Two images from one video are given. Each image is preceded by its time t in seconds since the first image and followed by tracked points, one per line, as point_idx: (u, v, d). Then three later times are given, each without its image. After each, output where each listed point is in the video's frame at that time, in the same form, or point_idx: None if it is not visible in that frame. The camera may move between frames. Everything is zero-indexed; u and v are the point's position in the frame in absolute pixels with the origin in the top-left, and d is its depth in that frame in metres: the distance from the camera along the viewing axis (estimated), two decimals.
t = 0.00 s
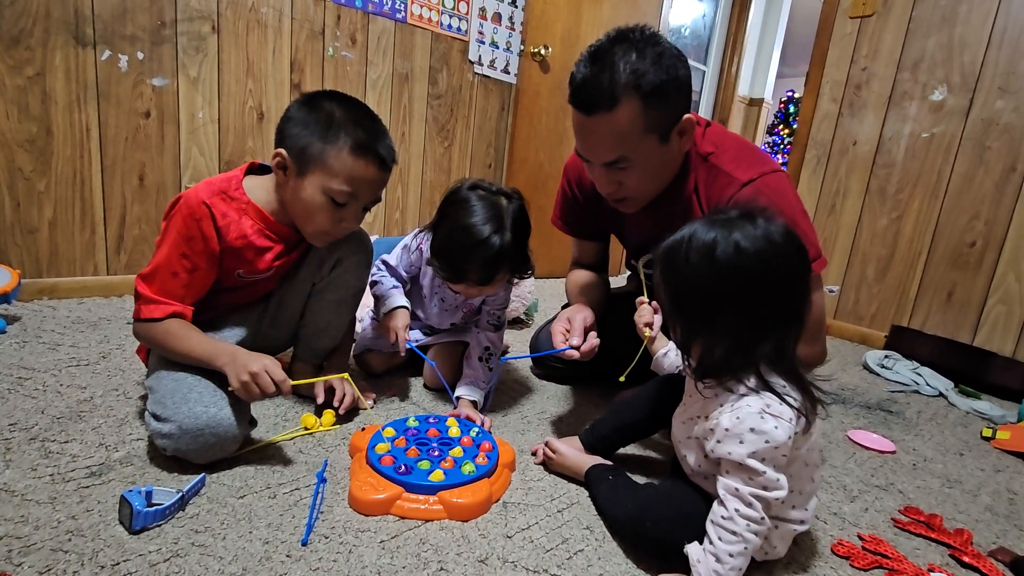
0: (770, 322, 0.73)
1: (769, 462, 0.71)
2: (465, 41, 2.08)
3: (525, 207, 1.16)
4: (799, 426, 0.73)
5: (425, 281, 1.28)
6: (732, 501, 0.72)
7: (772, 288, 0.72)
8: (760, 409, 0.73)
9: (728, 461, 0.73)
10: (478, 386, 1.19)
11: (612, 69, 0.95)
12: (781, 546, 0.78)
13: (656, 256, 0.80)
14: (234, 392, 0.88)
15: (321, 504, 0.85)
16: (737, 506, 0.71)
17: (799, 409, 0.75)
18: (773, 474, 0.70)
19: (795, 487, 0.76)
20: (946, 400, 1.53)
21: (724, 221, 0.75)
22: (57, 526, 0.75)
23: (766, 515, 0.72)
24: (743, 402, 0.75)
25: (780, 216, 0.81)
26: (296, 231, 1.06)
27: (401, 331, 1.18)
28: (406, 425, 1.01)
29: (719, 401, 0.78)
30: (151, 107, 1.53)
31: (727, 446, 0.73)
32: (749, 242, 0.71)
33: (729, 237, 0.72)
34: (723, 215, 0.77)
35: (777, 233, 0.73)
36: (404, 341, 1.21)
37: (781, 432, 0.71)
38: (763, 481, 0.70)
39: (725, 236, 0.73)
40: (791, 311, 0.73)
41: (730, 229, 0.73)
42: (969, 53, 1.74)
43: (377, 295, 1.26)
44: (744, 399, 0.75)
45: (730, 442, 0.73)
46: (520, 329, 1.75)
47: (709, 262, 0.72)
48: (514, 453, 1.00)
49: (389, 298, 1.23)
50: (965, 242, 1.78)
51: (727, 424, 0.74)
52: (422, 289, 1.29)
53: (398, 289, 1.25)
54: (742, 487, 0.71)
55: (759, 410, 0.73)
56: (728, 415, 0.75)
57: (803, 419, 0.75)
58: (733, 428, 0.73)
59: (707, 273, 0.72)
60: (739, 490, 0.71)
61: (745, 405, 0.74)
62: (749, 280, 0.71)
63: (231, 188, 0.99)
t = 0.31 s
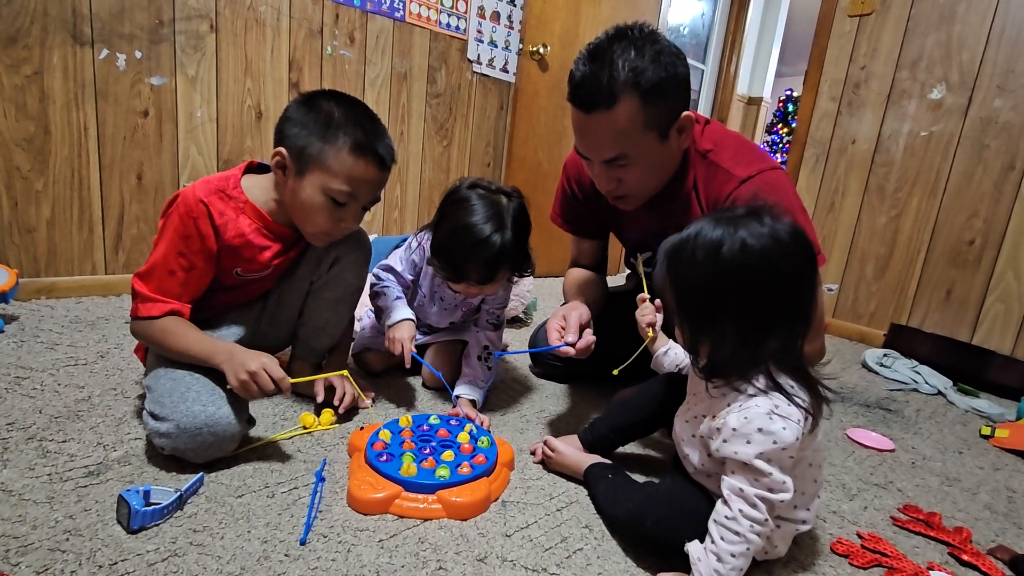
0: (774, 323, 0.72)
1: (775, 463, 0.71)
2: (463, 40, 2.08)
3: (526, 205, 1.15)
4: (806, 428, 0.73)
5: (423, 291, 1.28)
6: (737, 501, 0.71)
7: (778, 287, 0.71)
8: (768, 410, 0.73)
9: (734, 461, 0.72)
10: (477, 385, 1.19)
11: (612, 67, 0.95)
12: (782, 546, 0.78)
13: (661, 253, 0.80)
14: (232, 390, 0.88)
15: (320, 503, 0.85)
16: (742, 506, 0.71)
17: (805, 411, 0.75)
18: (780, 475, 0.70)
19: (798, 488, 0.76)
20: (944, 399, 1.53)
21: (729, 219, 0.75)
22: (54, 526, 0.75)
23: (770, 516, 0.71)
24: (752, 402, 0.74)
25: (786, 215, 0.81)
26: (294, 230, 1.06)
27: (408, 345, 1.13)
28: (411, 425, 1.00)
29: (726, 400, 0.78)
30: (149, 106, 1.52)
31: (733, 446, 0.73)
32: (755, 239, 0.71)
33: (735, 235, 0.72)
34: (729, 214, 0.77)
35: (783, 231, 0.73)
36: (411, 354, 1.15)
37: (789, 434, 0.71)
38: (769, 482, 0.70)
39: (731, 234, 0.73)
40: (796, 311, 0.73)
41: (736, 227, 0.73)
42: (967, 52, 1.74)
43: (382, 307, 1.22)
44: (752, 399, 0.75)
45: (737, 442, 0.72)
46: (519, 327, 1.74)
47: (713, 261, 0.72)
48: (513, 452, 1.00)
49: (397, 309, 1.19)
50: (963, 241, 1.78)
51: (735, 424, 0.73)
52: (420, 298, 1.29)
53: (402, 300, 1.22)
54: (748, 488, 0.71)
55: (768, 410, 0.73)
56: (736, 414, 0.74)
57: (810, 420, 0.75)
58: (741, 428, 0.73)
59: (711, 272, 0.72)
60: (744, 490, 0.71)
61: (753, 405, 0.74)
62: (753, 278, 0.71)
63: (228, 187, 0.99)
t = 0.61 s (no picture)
0: (774, 321, 0.73)
1: (779, 465, 0.71)
2: (462, 39, 2.08)
3: (529, 206, 1.15)
4: (810, 430, 0.73)
5: (425, 293, 1.27)
6: (739, 502, 0.71)
7: (777, 285, 0.71)
8: (772, 411, 0.72)
9: (738, 462, 0.72)
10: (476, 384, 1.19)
11: (610, 67, 0.95)
12: (782, 545, 0.77)
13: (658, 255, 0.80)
14: (227, 397, 0.87)
15: (319, 502, 0.85)
16: (744, 507, 0.71)
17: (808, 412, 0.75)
18: (784, 478, 0.70)
19: (800, 489, 0.76)
20: (942, 397, 1.53)
21: (724, 220, 0.75)
22: (52, 526, 0.75)
23: (772, 518, 0.71)
24: (756, 403, 0.74)
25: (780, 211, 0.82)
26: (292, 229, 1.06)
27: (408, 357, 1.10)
28: (413, 425, 1.00)
29: (731, 400, 0.78)
30: (147, 106, 1.52)
31: (738, 447, 0.72)
32: (752, 238, 0.71)
33: (732, 235, 0.72)
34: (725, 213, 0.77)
35: (779, 229, 0.73)
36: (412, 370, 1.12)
37: (793, 435, 0.71)
38: (773, 484, 0.70)
39: (728, 235, 0.72)
40: (795, 309, 0.73)
41: (732, 228, 0.73)
42: (965, 51, 1.74)
43: (383, 314, 1.21)
44: (756, 400, 0.74)
45: (742, 444, 0.72)
46: (518, 327, 1.74)
47: (712, 261, 0.72)
48: (512, 451, 1.00)
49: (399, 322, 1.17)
50: (961, 239, 1.78)
51: (739, 425, 0.73)
52: (421, 301, 1.28)
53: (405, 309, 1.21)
54: (751, 489, 0.71)
55: (772, 411, 0.72)
56: (740, 415, 0.74)
57: (814, 420, 0.75)
58: (745, 429, 0.72)
59: (710, 273, 0.72)
60: (747, 491, 0.71)
61: (757, 406, 0.73)
62: (752, 278, 0.71)
63: (226, 186, 0.99)
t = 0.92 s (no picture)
0: (767, 318, 0.73)
1: (778, 463, 0.72)
2: (460, 39, 2.08)
3: (530, 206, 1.15)
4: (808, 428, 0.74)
5: (426, 293, 1.27)
6: (738, 501, 0.71)
7: (767, 282, 0.72)
8: (770, 409, 0.73)
9: (736, 461, 0.73)
10: (476, 383, 1.19)
11: (610, 69, 0.95)
12: (780, 542, 0.77)
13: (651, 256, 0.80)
14: (225, 397, 0.87)
15: (318, 501, 0.85)
16: (743, 506, 0.71)
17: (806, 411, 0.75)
18: (782, 476, 0.71)
19: (799, 486, 0.76)
20: (940, 395, 1.54)
21: (714, 220, 0.75)
22: (51, 526, 0.75)
23: (771, 517, 0.72)
24: (753, 401, 0.74)
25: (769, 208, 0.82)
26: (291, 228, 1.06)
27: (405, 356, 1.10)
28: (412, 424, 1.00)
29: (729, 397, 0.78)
30: (146, 106, 1.52)
31: (736, 446, 0.73)
32: (740, 237, 0.71)
33: (721, 234, 0.72)
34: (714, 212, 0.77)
35: (767, 226, 0.74)
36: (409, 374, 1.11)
37: (791, 433, 0.71)
38: (771, 482, 0.71)
39: (716, 234, 0.73)
40: (786, 305, 0.73)
41: (719, 227, 0.73)
42: (963, 51, 1.75)
43: (383, 316, 1.21)
44: (753, 398, 0.74)
45: (740, 443, 0.72)
46: (518, 327, 1.74)
47: (702, 261, 0.72)
48: (511, 450, 1.00)
49: (397, 326, 1.17)
50: (959, 239, 1.79)
51: (737, 424, 0.73)
52: (421, 301, 1.28)
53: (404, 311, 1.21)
54: (749, 488, 0.71)
55: (770, 409, 0.73)
56: (737, 414, 0.74)
57: (812, 417, 0.75)
58: (743, 427, 0.73)
59: (700, 273, 0.72)
60: (746, 490, 0.71)
61: (755, 404, 0.74)
62: (742, 276, 0.71)
63: (226, 185, 0.99)
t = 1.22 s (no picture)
0: (767, 318, 0.73)
1: (774, 462, 0.72)
2: (458, 40, 2.08)
3: (525, 204, 1.16)
4: (804, 427, 0.74)
5: (422, 293, 1.27)
6: (735, 500, 0.71)
7: (767, 281, 0.72)
8: (765, 408, 0.73)
9: (732, 460, 0.73)
10: (473, 384, 1.19)
11: (606, 71, 0.95)
12: (777, 542, 0.78)
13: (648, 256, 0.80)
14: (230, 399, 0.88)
15: (316, 501, 0.85)
16: (739, 506, 0.71)
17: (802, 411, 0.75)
18: (778, 475, 0.71)
19: (796, 486, 0.76)
20: (938, 395, 1.54)
21: (712, 220, 0.75)
22: (49, 527, 0.75)
23: (767, 516, 0.72)
24: (748, 401, 0.75)
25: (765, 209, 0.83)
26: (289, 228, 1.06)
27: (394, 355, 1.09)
28: (409, 424, 1.00)
29: (724, 396, 0.78)
30: (143, 106, 1.52)
31: (732, 446, 0.73)
32: (744, 234, 0.72)
33: (724, 233, 0.73)
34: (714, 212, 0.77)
35: (765, 226, 0.74)
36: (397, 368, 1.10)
37: (787, 432, 0.72)
38: (768, 481, 0.71)
39: (718, 233, 0.73)
40: (786, 307, 0.74)
41: (721, 226, 0.73)
42: (960, 50, 1.75)
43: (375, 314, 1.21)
44: (748, 398, 0.75)
45: (736, 442, 0.73)
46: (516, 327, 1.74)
47: (703, 260, 0.72)
48: (509, 450, 1.01)
49: (386, 322, 1.17)
50: (956, 238, 1.79)
51: (733, 424, 0.74)
52: (417, 301, 1.28)
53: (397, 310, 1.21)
54: (746, 488, 0.71)
55: (765, 409, 0.73)
56: (733, 414, 0.74)
57: (807, 416, 0.76)
58: (739, 427, 0.73)
59: (701, 271, 0.72)
60: (743, 490, 0.71)
61: (750, 404, 0.74)
62: (744, 275, 0.71)
63: (223, 185, 0.99)
